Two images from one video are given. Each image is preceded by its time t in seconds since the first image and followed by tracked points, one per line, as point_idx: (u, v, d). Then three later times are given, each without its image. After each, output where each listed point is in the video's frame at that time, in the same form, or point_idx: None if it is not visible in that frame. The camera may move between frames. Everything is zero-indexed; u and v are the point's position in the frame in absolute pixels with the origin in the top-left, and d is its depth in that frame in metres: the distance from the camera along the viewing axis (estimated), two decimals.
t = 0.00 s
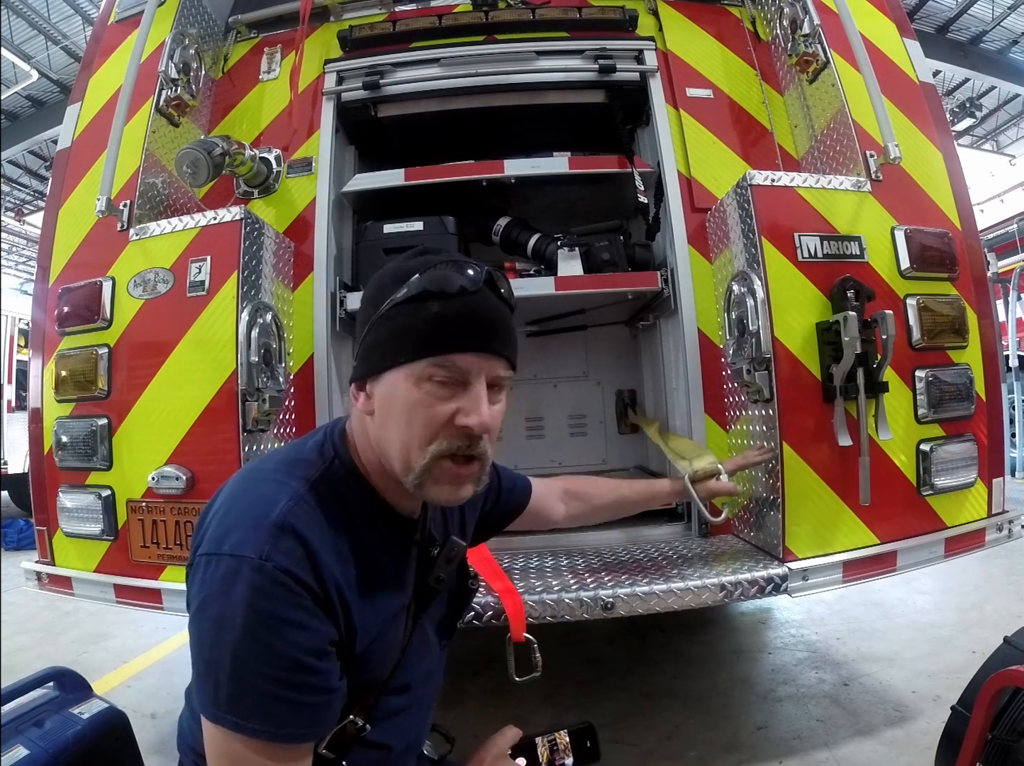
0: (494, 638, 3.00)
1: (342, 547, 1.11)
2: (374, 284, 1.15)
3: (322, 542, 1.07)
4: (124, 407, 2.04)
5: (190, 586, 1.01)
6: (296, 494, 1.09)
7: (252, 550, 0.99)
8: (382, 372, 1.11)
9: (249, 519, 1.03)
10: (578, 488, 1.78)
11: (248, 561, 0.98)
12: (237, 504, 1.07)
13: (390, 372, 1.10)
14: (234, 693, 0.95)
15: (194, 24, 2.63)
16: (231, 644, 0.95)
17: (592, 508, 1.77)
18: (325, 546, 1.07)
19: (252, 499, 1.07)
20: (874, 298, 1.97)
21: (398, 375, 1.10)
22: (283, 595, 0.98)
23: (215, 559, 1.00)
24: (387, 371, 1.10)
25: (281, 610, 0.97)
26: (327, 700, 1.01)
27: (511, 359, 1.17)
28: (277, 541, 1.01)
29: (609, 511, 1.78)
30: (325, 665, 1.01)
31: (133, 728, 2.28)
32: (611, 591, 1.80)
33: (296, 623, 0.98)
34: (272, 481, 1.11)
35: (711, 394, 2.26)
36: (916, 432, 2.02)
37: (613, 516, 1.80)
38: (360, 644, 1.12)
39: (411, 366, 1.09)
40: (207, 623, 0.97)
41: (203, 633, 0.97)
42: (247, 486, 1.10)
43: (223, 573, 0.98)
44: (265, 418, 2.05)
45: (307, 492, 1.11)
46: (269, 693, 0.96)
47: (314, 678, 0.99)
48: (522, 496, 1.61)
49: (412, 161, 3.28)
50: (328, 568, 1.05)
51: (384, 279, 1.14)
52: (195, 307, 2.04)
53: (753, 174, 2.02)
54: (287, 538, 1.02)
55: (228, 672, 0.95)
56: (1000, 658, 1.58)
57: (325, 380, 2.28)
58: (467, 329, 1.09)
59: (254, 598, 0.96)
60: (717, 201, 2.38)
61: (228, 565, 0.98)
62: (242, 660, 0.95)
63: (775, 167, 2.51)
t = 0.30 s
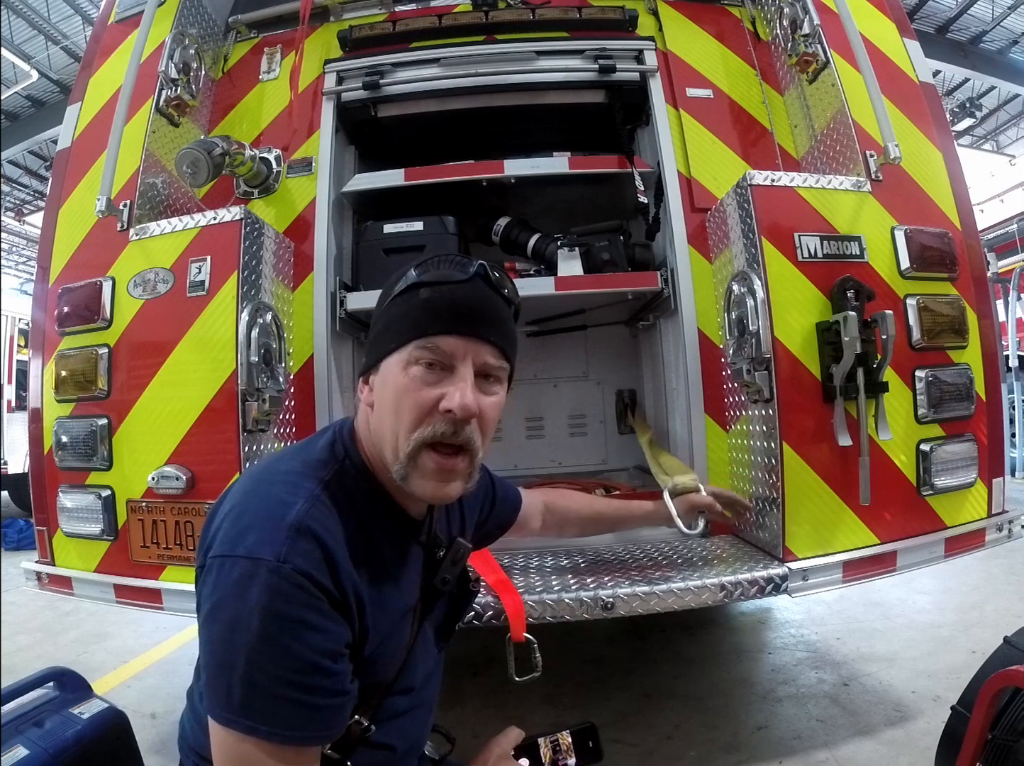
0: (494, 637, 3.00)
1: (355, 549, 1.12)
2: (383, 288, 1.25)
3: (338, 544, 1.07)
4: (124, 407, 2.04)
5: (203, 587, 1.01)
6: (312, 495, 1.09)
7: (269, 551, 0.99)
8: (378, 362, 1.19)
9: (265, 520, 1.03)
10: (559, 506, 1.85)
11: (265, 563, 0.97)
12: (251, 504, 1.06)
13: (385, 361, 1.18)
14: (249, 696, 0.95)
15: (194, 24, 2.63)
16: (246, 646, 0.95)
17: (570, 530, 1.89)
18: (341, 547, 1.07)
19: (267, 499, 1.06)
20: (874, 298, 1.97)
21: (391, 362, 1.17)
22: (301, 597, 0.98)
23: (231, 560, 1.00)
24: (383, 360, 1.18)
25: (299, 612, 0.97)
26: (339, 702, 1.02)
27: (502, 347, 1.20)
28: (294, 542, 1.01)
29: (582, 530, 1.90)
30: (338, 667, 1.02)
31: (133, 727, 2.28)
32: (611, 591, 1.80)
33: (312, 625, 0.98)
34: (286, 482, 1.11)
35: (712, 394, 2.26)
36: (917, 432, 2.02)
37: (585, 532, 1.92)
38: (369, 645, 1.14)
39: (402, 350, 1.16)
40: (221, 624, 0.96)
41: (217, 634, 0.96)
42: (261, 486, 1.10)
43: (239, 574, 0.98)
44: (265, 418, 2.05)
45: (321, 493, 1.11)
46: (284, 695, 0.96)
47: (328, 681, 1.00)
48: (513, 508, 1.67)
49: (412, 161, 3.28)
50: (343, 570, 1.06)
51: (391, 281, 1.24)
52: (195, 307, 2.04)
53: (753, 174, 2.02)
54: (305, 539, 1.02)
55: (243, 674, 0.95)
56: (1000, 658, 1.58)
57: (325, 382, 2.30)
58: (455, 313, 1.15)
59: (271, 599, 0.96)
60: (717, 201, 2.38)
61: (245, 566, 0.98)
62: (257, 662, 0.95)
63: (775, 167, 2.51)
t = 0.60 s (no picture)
0: (494, 638, 3.00)
1: (345, 543, 1.13)
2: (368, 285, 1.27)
3: (328, 537, 1.07)
4: (124, 407, 2.04)
5: (194, 584, 1.01)
6: (299, 489, 1.09)
7: (258, 546, 0.99)
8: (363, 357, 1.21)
9: (253, 516, 1.03)
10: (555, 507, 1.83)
11: (254, 557, 0.98)
12: (238, 500, 1.07)
13: (369, 356, 1.20)
14: (241, 691, 0.95)
15: (194, 24, 2.63)
16: (237, 641, 0.95)
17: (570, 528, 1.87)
18: (330, 541, 1.07)
19: (255, 495, 1.07)
20: (874, 298, 1.97)
21: (375, 357, 1.18)
22: (291, 590, 0.98)
23: (220, 556, 1.00)
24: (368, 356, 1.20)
25: (289, 606, 0.97)
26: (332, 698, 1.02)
27: (485, 342, 1.23)
28: (283, 536, 1.01)
29: (584, 533, 1.88)
30: (330, 661, 1.02)
31: (133, 728, 2.28)
32: (611, 591, 1.80)
33: (303, 619, 0.99)
34: (274, 477, 1.11)
35: (712, 394, 2.26)
36: (917, 433, 2.02)
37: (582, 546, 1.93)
38: (360, 640, 1.14)
39: (385, 345, 1.18)
40: (212, 621, 0.96)
41: (208, 630, 0.97)
42: (248, 483, 1.10)
43: (229, 570, 0.98)
44: (265, 418, 2.05)
45: (309, 487, 1.11)
46: (276, 690, 0.96)
47: (320, 675, 1.00)
48: (505, 512, 1.70)
49: (412, 161, 3.28)
50: (333, 564, 1.06)
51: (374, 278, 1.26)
52: (195, 307, 2.04)
53: (753, 174, 2.02)
54: (293, 533, 1.03)
55: (235, 670, 0.95)
56: (999, 658, 1.58)
57: (325, 381, 2.29)
58: (437, 309, 1.17)
59: (260, 594, 0.96)
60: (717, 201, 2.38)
61: (234, 562, 0.98)
62: (248, 658, 0.95)
63: (775, 167, 2.51)
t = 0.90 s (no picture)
0: (494, 638, 3.00)
1: (304, 547, 1.13)
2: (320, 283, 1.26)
3: (285, 542, 1.07)
4: (124, 407, 2.04)
5: (157, 595, 1.02)
6: (256, 496, 1.09)
7: (213, 554, 1.00)
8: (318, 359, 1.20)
9: (209, 524, 1.04)
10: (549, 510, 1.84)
11: (209, 566, 0.99)
12: (196, 509, 1.07)
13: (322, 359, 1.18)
14: (204, 701, 0.96)
15: (194, 24, 2.63)
16: (196, 651, 0.96)
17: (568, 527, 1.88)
18: (288, 546, 1.07)
19: (213, 503, 1.07)
20: (874, 298, 1.97)
21: (327, 361, 1.17)
22: (246, 598, 0.98)
23: (179, 565, 1.01)
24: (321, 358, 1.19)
25: (246, 614, 0.98)
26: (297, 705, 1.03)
27: (439, 337, 1.21)
28: (237, 544, 1.02)
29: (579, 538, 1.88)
30: (293, 668, 1.03)
31: (134, 728, 2.28)
32: (611, 592, 1.80)
33: (261, 627, 0.99)
34: (230, 484, 1.11)
35: (712, 394, 2.26)
36: (916, 433, 2.02)
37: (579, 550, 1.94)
38: (327, 646, 1.15)
39: (337, 348, 1.17)
40: (174, 631, 0.98)
41: (171, 641, 0.98)
42: (207, 491, 1.10)
43: (186, 580, 0.99)
44: (265, 419, 2.05)
45: (267, 493, 1.11)
46: (238, 699, 0.97)
47: (282, 682, 1.01)
48: (476, 515, 1.69)
49: (412, 161, 3.28)
50: (291, 569, 1.06)
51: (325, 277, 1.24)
52: (195, 306, 2.04)
53: (753, 174, 2.02)
54: (248, 540, 1.03)
55: (197, 680, 0.96)
56: (999, 658, 1.58)
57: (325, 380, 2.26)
58: (387, 306, 1.15)
59: (216, 603, 0.97)
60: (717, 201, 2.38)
61: (190, 571, 0.99)
62: (209, 668, 0.97)
63: (775, 167, 2.51)
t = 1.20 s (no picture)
0: (493, 638, 3.00)
1: (260, 545, 1.14)
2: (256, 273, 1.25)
3: (230, 543, 1.09)
4: (124, 407, 2.04)
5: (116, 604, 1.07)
6: (200, 499, 1.12)
7: (157, 559, 1.03)
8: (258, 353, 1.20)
9: (155, 531, 1.07)
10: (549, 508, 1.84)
11: (153, 571, 1.02)
12: (144, 517, 1.11)
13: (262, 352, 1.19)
14: (164, 707, 1.00)
15: (194, 24, 2.63)
16: (150, 657, 1.00)
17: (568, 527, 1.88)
18: (234, 547, 1.09)
19: (160, 511, 1.10)
20: (874, 298, 1.97)
21: (266, 355, 1.18)
22: (191, 602, 1.01)
23: (129, 574, 1.05)
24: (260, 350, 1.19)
25: (193, 618, 1.01)
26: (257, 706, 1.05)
27: (379, 319, 1.20)
28: (180, 548, 1.04)
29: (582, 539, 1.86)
30: (248, 670, 1.04)
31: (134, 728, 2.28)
32: (611, 591, 1.80)
33: (210, 630, 1.01)
34: (178, 490, 1.14)
35: (712, 394, 2.26)
36: (916, 433, 2.02)
37: (578, 552, 1.93)
38: (287, 647, 1.15)
39: (274, 341, 1.17)
40: (131, 639, 1.02)
41: (129, 648, 1.02)
42: (156, 499, 1.13)
43: (134, 588, 1.02)
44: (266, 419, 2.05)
45: (213, 495, 1.13)
46: (194, 703, 1.00)
47: (237, 685, 1.03)
48: (461, 502, 1.69)
49: (413, 161, 3.28)
50: (237, 571, 1.07)
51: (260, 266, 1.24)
52: (195, 306, 2.04)
53: (753, 174, 2.02)
54: (190, 543, 1.05)
55: (155, 686, 1.00)
56: (999, 658, 1.58)
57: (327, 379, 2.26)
58: (320, 292, 1.15)
59: (161, 609, 1.00)
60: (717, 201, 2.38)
61: (138, 579, 1.03)
62: (164, 674, 1.00)
63: (775, 167, 2.51)
